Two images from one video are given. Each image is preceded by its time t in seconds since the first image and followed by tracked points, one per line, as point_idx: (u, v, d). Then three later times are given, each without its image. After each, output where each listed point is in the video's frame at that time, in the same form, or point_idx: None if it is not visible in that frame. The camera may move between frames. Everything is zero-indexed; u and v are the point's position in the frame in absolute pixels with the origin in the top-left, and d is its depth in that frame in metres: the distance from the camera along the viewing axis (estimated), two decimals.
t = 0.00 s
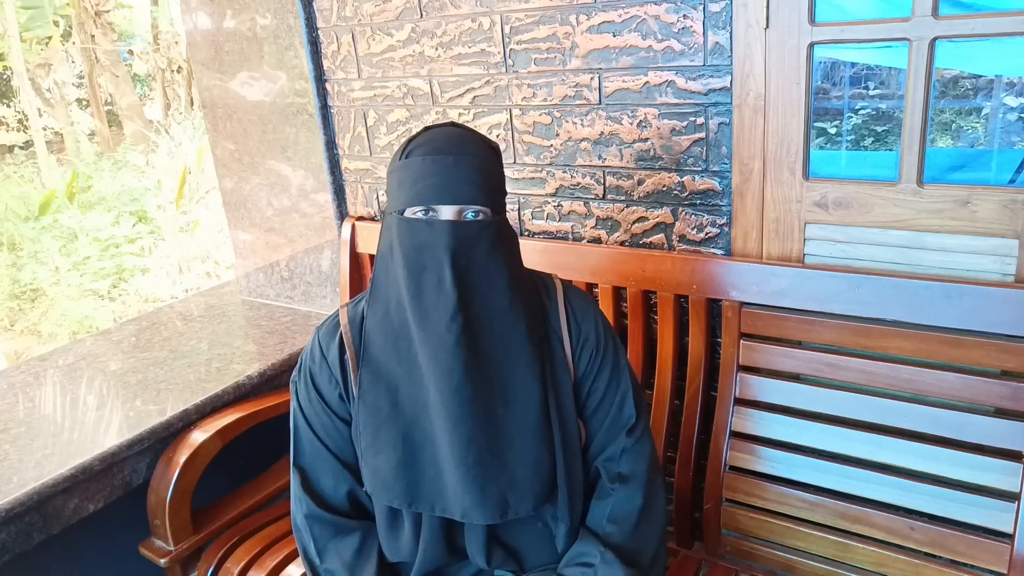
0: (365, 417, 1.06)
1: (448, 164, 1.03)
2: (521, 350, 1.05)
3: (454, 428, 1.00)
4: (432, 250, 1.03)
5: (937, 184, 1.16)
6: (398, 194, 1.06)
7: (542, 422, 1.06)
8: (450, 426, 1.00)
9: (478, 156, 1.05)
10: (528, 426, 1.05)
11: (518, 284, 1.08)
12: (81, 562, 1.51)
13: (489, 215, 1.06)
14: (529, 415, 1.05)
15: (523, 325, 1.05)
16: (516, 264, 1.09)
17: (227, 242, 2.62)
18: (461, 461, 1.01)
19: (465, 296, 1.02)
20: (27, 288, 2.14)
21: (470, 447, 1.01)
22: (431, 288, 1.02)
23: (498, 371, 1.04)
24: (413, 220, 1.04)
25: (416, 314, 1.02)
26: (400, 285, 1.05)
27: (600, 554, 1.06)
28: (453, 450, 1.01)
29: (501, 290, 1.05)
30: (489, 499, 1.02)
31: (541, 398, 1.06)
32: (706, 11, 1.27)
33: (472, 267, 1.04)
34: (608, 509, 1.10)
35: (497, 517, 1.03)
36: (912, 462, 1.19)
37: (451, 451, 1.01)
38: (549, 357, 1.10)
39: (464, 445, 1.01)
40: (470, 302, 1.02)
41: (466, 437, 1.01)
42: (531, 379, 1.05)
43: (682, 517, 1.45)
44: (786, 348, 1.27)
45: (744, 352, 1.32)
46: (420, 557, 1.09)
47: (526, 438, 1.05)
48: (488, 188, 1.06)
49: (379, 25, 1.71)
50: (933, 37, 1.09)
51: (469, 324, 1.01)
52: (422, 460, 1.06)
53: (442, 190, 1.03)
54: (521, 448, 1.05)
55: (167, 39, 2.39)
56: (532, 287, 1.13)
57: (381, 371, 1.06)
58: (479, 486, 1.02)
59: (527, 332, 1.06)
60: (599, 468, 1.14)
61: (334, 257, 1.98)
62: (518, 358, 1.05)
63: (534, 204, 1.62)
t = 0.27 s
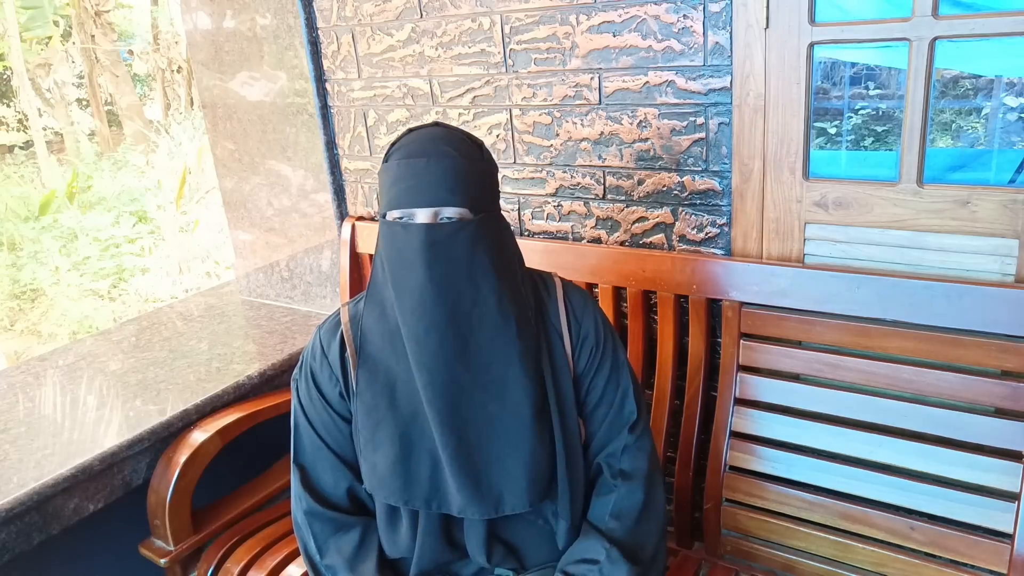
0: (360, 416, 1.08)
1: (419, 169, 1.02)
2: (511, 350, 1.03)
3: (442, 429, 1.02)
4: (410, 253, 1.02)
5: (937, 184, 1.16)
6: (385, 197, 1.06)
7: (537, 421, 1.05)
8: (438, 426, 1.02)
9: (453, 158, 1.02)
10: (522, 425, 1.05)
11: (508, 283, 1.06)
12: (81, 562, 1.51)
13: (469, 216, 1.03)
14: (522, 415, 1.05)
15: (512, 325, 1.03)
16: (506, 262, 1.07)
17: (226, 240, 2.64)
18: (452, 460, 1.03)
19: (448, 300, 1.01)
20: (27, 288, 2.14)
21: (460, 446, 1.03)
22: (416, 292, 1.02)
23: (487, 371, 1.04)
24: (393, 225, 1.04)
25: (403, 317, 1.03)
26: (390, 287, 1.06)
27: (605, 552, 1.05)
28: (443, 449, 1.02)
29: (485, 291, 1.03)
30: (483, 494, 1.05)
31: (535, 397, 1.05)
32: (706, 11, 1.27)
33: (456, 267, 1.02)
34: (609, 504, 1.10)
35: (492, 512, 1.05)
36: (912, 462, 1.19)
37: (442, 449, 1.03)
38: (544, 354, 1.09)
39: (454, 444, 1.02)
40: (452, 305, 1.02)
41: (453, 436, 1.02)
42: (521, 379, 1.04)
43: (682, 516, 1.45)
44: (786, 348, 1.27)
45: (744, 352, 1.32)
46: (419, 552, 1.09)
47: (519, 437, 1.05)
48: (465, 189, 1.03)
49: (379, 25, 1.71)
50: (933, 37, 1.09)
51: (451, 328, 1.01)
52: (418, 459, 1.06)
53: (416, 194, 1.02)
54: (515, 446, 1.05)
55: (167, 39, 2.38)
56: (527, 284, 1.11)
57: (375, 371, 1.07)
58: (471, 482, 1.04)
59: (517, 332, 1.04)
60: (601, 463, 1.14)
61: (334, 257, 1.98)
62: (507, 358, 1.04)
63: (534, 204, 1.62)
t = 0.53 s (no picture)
0: (361, 418, 1.08)
1: (420, 168, 1.02)
2: (510, 353, 1.03)
3: (439, 433, 1.01)
4: (410, 254, 1.03)
5: (937, 183, 1.16)
6: (385, 198, 1.06)
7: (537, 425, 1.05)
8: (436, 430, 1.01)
9: (456, 158, 1.02)
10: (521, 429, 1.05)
11: (509, 285, 1.06)
12: (81, 562, 1.51)
13: (470, 217, 1.03)
14: (522, 418, 1.05)
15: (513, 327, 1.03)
16: (508, 264, 1.07)
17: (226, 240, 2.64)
18: (450, 463, 1.02)
19: (447, 302, 1.02)
20: (27, 288, 2.13)
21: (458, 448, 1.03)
22: (416, 293, 1.02)
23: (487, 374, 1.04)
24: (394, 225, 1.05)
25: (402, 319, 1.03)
26: (390, 289, 1.06)
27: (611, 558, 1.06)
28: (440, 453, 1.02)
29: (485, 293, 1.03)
30: (481, 499, 1.04)
31: (536, 400, 1.05)
32: (706, 11, 1.27)
33: (455, 269, 1.02)
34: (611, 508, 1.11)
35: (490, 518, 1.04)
36: (912, 462, 1.19)
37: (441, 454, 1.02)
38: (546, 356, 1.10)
39: (452, 448, 1.02)
40: (452, 307, 1.02)
41: (451, 441, 1.02)
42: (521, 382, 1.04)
43: (682, 516, 1.45)
44: (786, 348, 1.27)
45: (745, 352, 1.32)
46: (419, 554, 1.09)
47: (518, 440, 1.05)
48: (466, 190, 1.02)
49: (379, 25, 1.71)
50: (933, 37, 1.09)
51: (450, 330, 1.01)
52: (417, 462, 1.06)
53: (416, 194, 1.02)
54: (514, 449, 1.05)
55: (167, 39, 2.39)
56: (530, 286, 1.11)
57: (375, 372, 1.07)
58: (470, 487, 1.03)
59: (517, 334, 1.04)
60: (604, 467, 1.14)
61: (334, 257, 1.98)
62: (506, 361, 1.04)
63: (534, 204, 1.62)
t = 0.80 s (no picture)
0: (362, 423, 1.08)
1: (435, 169, 1.01)
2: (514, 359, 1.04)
3: (440, 440, 1.01)
4: (418, 256, 1.03)
5: (937, 183, 1.16)
6: (393, 199, 1.06)
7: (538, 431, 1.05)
8: (436, 438, 1.01)
9: (469, 160, 1.02)
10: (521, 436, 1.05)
11: (514, 290, 1.06)
12: (81, 562, 1.51)
13: (481, 220, 1.04)
14: (522, 424, 1.05)
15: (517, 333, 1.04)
16: (514, 269, 1.08)
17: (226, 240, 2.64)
18: (450, 469, 1.02)
19: (453, 307, 1.01)
20: (27, 288, 2.13)
21: (457, 454, 1.03)
22: (420, 296, 1.02)
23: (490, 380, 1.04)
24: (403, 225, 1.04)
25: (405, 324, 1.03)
26: (394, 293, 1.06)
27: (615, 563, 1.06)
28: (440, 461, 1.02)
29: (491, 299, 1.03)
30: (479, 507, 1.04)
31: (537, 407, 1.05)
32: (706, 11, 1.27)
33: (463, 273, 1.02)
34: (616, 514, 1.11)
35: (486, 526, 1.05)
36: (912, 462, 1.19)
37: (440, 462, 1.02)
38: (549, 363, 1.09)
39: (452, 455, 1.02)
40: (458, 312, 1.02)
41: (450, 448, 1.02)
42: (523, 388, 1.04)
43: (682, 517, 1.45)
44: (786, 348, 1.27)
45: (745, 352, 1.32)
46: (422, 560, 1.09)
47: (519, 447, 1.05)
48: (478, 193, 1.03)
49: (379, 25, 1.71)
50: (933, 37, 1.09)
51: (455, 335, 1.01)
52: (417, 469, 1.06)
53: (428, 195, 1.02)
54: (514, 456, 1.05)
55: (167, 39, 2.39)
56: (535, 292, 1.11)
57: (378, 377, 1.07)
58: (469, 494, 1.03)
59: (521, 341, 1.04)
60: (608, 473, 1.14)
61: (334, 257, 1.98)
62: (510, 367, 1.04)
63: (534, 204, 1.62)
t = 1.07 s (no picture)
0: (364, 431, 1.07)
1: (444, 171, 1.02)
2: (518, 365, 1.04)
3: (444, 447, 1.00)
4: (426, 260, 1.02)
5: (937, 183, 1.16)
6: (398, 202, 1.06)
7: (541, 438, 1.05)
8: (441, 445, 1.00)
9: (477, 162, 1.03)
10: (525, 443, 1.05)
11: (519, 296, 1.06)
12: (81, 562, 1.51)
13: (488, 224, 1.04)
14: (525, 431, 1.05)
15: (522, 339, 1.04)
16: (519, 275, 1.08)
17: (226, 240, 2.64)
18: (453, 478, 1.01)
19: (459, 312, 1.01)
20: (27, 288, 2.13)
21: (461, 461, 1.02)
22: (424, 300, 1.02)
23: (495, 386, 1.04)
24: (409, 228, 1.04)
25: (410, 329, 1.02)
26: (397, 299, 1.06)
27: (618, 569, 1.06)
28: (444, 470, 1.00)
29: (497, 303, 1.03)
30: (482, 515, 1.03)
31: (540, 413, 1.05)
32: (706, 11, 1.28)
33: (470, 278, 1.02)
34: (619, 519, 1.11)
35: (488, 534, 1.04)
36: (912, 462, 1.19)
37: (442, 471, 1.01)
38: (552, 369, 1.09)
39: (456, 463, 1.01)
40: (465, 317, 1.02)
41: (455, 455, 1.01)
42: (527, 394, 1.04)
43: (682, 517, 1.45)
44: (787, 348, 1.27)
45: (745, 353, 1.32)
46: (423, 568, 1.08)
47: (523, 453, 1.05)
48: (486, 196, 1.04)
49: (379, 25, 1.71)
50: (933, 37, 1.09)
51: (461, 340, 1.01)
52: (420, 477, 1.05)
53: (436, 198, 1.02)
54: (518, 463, 1.05)
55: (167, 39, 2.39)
56: (538, 298, 1.12)
57: (381, 384, 1.07)
58: (473, 504, 1.02)
59: (526, 346, 1.04)
60: (611, 480, 1.14)
61: (334, 257, 1.98)
62: (515, 372, 1.04)
63: (534, 204, 1.62)
